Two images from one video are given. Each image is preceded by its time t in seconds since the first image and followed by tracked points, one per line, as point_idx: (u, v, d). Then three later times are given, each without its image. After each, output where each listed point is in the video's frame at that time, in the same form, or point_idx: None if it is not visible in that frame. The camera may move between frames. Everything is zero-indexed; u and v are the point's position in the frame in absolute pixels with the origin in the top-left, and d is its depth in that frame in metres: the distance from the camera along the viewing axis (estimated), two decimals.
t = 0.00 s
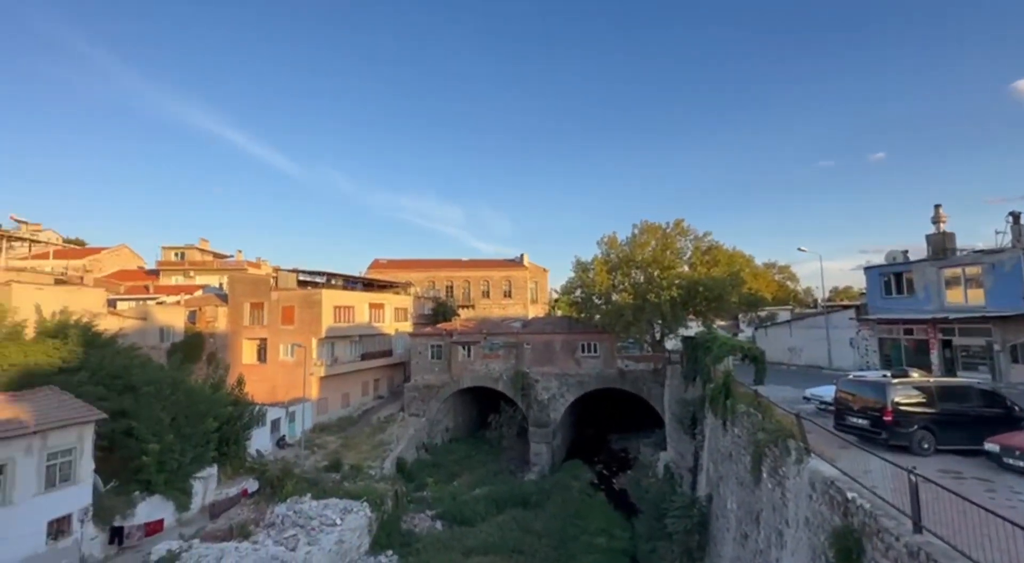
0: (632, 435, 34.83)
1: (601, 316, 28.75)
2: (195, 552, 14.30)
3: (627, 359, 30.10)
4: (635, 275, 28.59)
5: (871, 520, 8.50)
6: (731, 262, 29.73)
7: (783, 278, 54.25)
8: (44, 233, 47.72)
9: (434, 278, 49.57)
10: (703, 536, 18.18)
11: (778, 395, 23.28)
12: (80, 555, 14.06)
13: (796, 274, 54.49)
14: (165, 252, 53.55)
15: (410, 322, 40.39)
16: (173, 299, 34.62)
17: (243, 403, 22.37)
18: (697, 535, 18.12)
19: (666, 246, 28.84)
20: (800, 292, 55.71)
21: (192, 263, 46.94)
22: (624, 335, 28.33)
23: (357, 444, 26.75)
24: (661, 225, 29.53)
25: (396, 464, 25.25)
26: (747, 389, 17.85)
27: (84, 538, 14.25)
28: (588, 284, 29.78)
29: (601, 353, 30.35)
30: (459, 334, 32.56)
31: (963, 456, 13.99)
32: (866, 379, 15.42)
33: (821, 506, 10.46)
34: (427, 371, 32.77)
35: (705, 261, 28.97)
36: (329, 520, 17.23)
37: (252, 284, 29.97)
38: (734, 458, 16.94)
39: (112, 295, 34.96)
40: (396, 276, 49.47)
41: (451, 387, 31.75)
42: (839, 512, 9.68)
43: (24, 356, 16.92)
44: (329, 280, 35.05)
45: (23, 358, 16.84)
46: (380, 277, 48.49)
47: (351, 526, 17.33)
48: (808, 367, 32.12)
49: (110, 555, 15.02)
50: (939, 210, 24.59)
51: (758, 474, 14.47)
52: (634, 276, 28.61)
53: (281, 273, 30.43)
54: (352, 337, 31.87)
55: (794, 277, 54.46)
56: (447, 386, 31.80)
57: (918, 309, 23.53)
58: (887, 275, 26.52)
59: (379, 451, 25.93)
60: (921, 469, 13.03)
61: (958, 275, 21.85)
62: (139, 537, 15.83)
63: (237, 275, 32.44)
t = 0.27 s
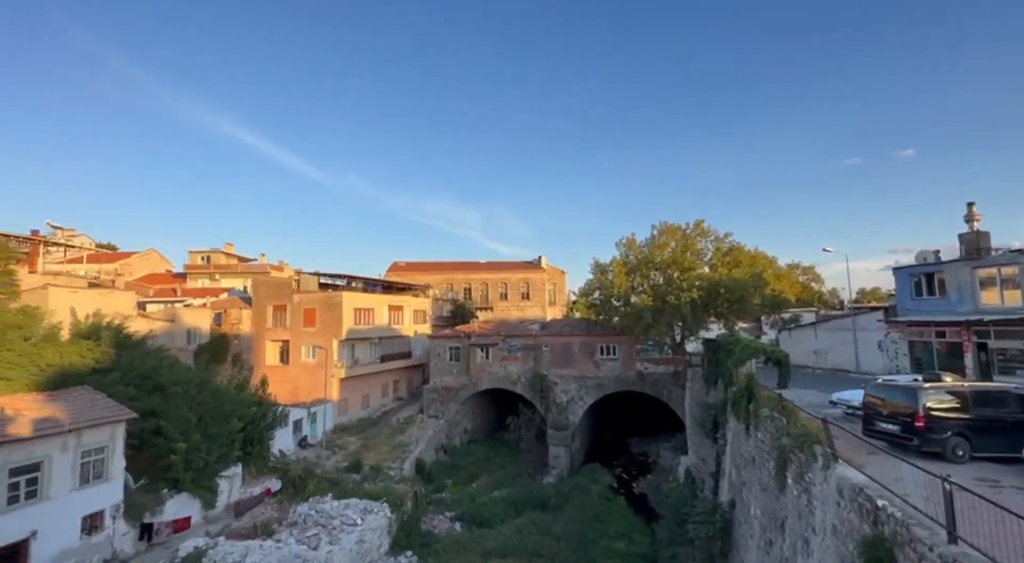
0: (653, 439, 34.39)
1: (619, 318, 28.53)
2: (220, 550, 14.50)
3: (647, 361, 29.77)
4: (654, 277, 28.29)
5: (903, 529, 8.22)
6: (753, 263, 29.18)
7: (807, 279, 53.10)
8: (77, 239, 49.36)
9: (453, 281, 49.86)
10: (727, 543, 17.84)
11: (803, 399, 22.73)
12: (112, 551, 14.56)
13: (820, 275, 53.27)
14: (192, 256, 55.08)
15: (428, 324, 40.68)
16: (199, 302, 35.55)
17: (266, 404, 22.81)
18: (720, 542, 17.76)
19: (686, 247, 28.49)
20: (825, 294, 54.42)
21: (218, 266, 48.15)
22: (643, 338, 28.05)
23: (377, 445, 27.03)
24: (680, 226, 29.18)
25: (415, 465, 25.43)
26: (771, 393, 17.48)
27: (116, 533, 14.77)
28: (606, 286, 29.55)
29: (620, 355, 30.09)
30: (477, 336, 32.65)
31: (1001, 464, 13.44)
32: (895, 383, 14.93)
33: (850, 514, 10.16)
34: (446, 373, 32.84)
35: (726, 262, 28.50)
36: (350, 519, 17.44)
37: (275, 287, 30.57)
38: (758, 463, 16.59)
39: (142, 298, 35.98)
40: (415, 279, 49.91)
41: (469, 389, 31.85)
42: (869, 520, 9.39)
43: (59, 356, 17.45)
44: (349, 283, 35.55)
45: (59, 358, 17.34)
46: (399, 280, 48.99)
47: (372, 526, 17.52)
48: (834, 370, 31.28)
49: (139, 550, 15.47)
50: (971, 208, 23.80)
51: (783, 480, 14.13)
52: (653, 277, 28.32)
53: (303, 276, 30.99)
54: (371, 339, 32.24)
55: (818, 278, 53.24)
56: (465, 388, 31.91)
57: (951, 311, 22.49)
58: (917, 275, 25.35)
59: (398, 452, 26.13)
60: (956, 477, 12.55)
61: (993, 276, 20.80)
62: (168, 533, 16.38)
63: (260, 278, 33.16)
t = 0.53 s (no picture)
0: (674, 443, 33.96)
1: (639, 320, 28.26)
2: (245, 547, 14.69)
3: (667, 364, 29.41)
4: (675, 279, 27.95)
5: (937, 539, 7.94)
6: (777, 264, 28.59)
7: (834, 280, 51.75)
8: (110, 244, 51.15)
9: (471, 283, 50.09)
10: (751, 549, 17.51)
11: (830, 403, 22.17)
12: (143, 546, 15.03)
13: (847, 276, 51.89)
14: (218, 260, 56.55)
15: (448, 326, 40.92)
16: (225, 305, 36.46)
17: (290, 405, 23.24)
18: (744, 549, 17.42)
19: (707, 248, 28.07)
20: (852, 296, 52.94)
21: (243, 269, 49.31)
22: (664, 340, 27.72)
23: (398, 446, 27.30)
24: (701, 227, 28.76)
25: (435, 467, 25.60)
26: (796, 397, 17.08)
27: (147, 530, 15.25)
28: (626, 287, 29.30)
29: (640, 358, 29.79)
30: (496, 338, 32.71)
31: None
32: (928, 388, 14.44)
33: (881, 522, 9.87)
34: (465, 375, 32.93)
35: (749, 263, 27.98)
36: (371, 519, 17.64)
37: (298, 290, 31.20)
38: (783, 469, 16.24)
39: (171, 300, 37.05)
40: (434, 281, 50.27)
41: (488, 392, 31.90)
42: (901, 530, 9.09)
43: (94, 358, 18.13)
44: (370, 285, 36.01)
45: (94, 359, 18.01)
46: (418, 282, 49.43)
47: (393, 527, 17.71)
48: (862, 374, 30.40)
49: (169, 546, 15.90)
50: (1007, 206, 22.99)
51: (810, 486, 13.79)
52: (673, 279, 27.97)
53: (325, 279, 31.52)
54: (392, 341, 32.58)
55: (845, 279, 51.84)
56: (484, 390, 31.98)
57: (988, 314, 21.15)
58: (951, 276, 24.27)
59: (418, 453, 26.32)
60: (994, 486, 12.06)
61: None
62: (196, 531, 16.84)
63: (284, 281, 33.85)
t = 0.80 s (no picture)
0: (696, 447, 33.45)
1: (661, 322, 27.93)
2: (271, 545, 14.90)
3: (689, 367, 28.99)
4: (697, 280, 27.52)
5: (976, 551, 7.63)
6: (803, 265, 27.90)
7: (862, 281, 50.24)
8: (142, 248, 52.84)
9: (491, 285, 50.23)
10: (778, 557, 17.12)
11: (860, 408, 21.55)
12: (173, 543, 15.46)
13: (877, 277, 50.35)
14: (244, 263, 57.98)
15: (468, 328, 41.14)
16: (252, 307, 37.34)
17: (314, 406, 23.63)
18: (770, 556, 17.04)
19: (730, 249, 27.57)
20: (882, 297, 51.37)
21: (268, 273, 50.44)
22: (686, 342, 27.32)
23: (419, 448, 27.53)
24: (724, 227, 28.27)
25: (456, 469, 25.72)
26: (825, 401, 16.62)
27: (178, 526, 15.68)
28: (647, 289, 29.00)
29: (661, 361, 29.42)
30: (516, 340, 32.71)
31: None
32: (965, 392, 13.89)
33: (916, 532, 9.55)
34: (486, 377, 32.99)
35: (773, 264, 27.38)
36: (393, 520, 17.81)
37: (321, 292, 31.77)
38: (811, 475, 15.84)
39: (200, 303, 38.08)
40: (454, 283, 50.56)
41: (508, 394, 31.89)
42: (938, 540, 8.76)
43: (128, 359, 18.82)
44: (391, 288, 36.43)
45: (128, 360, 18.64)
46: (438, 284, 49.79)
47: (414, 528, 17.85)
48: (894, 378, 29.41)
49: (199, 543, 16.32)
50: None
51: (840, 493, 13.41)
52: (695, 280, 27.55)
53: (347, 282, 32.01)
54: (412, 344, 32.87)
55: (875, 280, 50.28)
56: (504, 392, 31.99)
57: None
58: (987, 275, 22.80)
59: (439, 455, 26.50)
60: None
61: None
62: (224, 528, 17.28)
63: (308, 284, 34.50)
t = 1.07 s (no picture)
0: (722, 452, 32.80)
1: (684, 325, 27.49)
2: (299, 544, 15.11)
3: (714, 370, 28.43)
4: (721, 282, 27.00)
5: None
6: (833, 266, 27.10)
7: (895, 282, 48.50)
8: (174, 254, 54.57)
9: (511, 288, 50.27)
10: None
11: (895, 413, 20.82)
12: (205, 540, 15.88)
13: (911, 278, 48.56)
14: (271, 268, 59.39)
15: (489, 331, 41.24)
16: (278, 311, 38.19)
17: (338, 407, 23.99)
18: None
19: (756, 249, 26.99)
20: (917, 298, 49.51)
21: (293, 277, 51.53)
22: (710, 345, 26.82)
23: (441, 450, 27.69)
24: (748, 228, 27.68)
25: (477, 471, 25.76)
26: (857, 406, 16.08)
27: (209, 524, 16.10)
28: (669, 291, 28.64)
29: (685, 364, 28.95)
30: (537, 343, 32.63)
31: None
32: (1008, 398, 13.27)
33: (957, 543, 9.16)
34: (507, 380, 32.98)
35: (801, 265, 26.68)
36: (417, 522, 17.91)
37: (345, 296, 32.31)
38: (843, 482, 15.35)
39: (229, 307, 39.14)
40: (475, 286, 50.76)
41: (530, 397, 31.81)
42: (982, 552, 8.38)
43: (161, 361, 19.39)
44: (413, 291, 36.79)
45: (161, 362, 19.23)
46: (459, 287, 50.07)
47: (437, 529, 17.94)
48: (930, 383, 28.28)
49: (229, 540, 16.70)
50: None
51: (874, 501, 12.96)
52: (719, 282, 27.04)
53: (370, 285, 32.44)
54: (434, 346, 33.09)
55: (909, 280, 48.49)
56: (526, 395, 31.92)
57: None
58: None
59: (461, 457, 26.60)
60: None
61: None
62: (253, 526, 17.68)
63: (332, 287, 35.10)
